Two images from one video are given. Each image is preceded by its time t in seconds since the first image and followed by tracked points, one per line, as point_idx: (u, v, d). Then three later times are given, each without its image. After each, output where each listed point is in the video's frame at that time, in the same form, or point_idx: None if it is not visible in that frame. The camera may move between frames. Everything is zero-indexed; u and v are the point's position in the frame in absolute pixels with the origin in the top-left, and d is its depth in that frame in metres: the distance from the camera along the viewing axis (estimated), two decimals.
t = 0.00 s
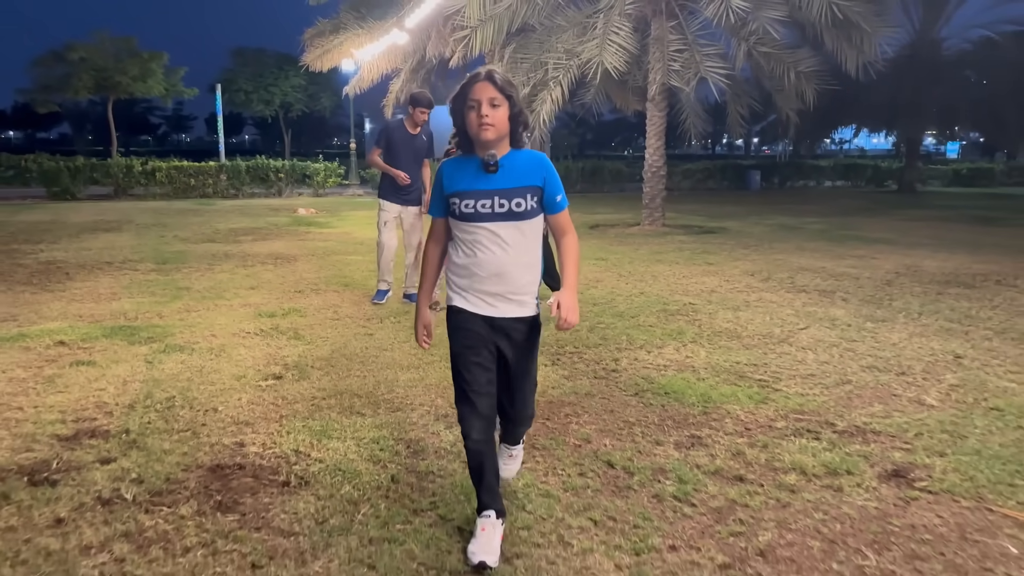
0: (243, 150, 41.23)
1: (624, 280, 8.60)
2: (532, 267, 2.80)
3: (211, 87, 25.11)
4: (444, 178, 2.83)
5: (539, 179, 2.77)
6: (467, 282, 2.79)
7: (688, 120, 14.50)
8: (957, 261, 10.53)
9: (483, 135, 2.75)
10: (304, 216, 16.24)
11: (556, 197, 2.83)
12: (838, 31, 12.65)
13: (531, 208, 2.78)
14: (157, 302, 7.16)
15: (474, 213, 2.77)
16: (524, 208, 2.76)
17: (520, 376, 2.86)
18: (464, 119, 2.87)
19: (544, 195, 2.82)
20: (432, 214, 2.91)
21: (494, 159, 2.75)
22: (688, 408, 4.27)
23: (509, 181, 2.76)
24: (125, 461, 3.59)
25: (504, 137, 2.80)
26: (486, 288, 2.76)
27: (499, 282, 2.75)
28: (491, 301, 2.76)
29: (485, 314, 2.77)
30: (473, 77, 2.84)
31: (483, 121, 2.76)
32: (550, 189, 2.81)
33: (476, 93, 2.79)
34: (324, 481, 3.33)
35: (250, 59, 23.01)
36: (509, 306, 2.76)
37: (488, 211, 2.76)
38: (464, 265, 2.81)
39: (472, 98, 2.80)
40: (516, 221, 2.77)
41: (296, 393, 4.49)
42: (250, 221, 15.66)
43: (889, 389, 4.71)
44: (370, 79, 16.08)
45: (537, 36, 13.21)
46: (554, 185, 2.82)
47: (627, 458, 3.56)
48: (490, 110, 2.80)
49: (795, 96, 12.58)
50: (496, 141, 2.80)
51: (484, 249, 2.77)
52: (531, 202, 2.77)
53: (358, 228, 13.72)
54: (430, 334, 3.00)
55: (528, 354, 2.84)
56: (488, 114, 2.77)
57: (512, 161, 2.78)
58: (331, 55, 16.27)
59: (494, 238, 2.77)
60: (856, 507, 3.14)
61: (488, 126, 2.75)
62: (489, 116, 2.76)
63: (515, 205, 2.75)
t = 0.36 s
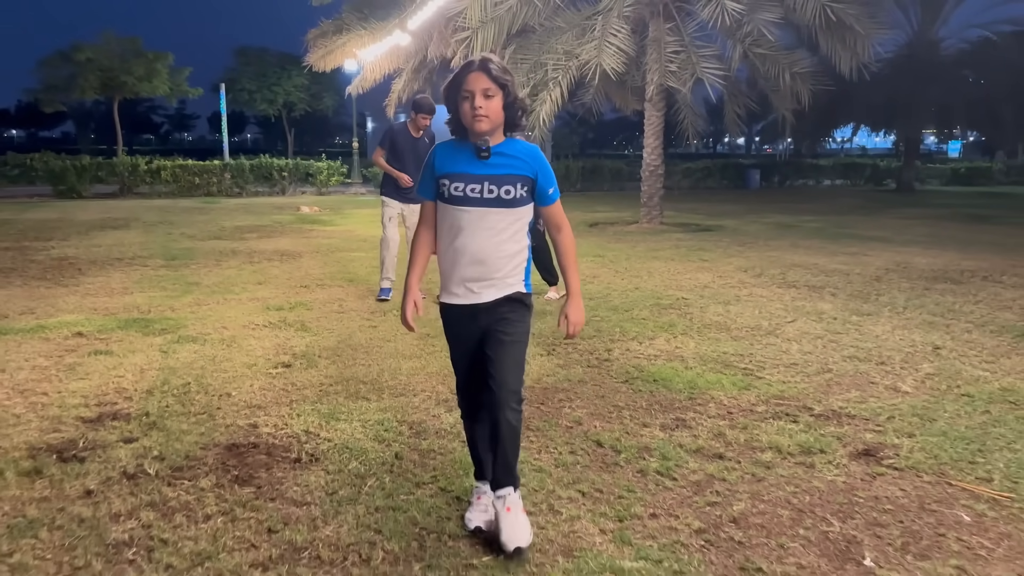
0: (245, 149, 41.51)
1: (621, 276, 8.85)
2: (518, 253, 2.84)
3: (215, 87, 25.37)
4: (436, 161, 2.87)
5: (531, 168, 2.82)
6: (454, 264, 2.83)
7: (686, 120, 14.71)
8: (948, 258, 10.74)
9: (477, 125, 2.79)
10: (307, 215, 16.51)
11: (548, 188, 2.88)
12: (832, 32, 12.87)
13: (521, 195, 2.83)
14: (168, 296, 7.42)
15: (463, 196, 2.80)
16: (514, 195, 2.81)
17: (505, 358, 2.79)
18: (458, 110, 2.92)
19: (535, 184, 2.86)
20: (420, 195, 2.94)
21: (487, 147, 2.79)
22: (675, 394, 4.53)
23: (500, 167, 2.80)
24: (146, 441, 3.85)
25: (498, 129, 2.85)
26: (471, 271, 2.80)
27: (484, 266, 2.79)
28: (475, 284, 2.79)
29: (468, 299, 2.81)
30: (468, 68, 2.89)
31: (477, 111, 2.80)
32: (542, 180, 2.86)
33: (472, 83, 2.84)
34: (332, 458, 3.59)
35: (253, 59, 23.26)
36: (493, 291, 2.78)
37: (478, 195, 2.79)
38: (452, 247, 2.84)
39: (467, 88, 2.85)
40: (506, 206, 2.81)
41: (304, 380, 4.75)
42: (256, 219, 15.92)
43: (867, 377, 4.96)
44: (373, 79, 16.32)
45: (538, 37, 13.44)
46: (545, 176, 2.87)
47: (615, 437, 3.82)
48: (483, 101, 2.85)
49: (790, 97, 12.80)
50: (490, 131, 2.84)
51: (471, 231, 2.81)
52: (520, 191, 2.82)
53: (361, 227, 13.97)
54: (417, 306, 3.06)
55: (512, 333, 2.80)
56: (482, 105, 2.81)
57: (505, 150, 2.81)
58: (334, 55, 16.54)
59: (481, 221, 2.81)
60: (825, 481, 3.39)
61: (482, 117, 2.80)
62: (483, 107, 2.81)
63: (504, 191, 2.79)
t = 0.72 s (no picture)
0: (251, 150, 41.93)
1: (619, 273, 9.13)
2: (512, 279, 2.74)
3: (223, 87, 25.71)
4: (429, 182, 2.75)
5: (526, 198, 2.70)
6: (446, 289, 2.74)
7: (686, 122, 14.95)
8: (940, 257, 10.99)
9: (475, 145, 2.68)
10: (313, 214, 16.81)
11: (541, 214, 2.78)
12: (828, 35, 13.11)
13: (513, 222, 2.72)
14: (181, 290, 7.72)
15: (455, 221, 2.70)
16: (507, 224, 2.70)
17: (495, 383, 2.71)
18: (456, 131, 2.81)
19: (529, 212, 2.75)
20: (408, 211, 2.80)
21: (484, 171, 2.68)
22: (664, 380, 4.82)
23: (494, 194, 2.68)
24: (169, 420, 4.13)
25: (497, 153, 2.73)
26: (464, 297, 2.70)
27: (477, 293, 2.69)
28: (468, 311, 2.70)
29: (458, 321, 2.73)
30: (469, 87, 2.80)
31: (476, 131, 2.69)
32: (536, 207, 2.74)
33: (473, 104, 2.75)
34: (342, 435, 3.87)
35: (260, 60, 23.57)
36: (484, 315, 2.68)
37: (471, 221, 2.69)
38: (444, 269, 2.75)
39: (468, 109, 2.76)
40: (498, 234, 2.71)
41: (315, 366, 5.04)
42: (263, 218, 16.24)
43: (846, 365, 5.25)
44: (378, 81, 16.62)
45: (540, 40, 13.72)
46: (540, 203, 2.75)
47: (605, 417, 4.11)
48: (483, 122, 2.75)
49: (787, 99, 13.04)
50: (487, 153, 2.73)
51: (463, 257, 2.70)
52: (513, 218, 2.71)
53: (365, 226, 14.27)
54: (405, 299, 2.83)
55: (503, 358, 2.72)
56: (482, 126, 2.71)
57: (502, 177, 2.69)
58: (341, 57, 16.86)
59: (473, 247, 2.71)
60: (799, 457, 3.65)
61: (481, 138, 2.68)
62: (482, 128, 2.70)
63: (497, 219, 2.69)
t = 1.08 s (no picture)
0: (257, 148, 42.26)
1: (619, 268, 9.38)
2: (509, 269, 2.83)
3: (231, 86, 26.01)
4: (426, 171, 2.84)
5: (523, 185, 2.79)
6: (444, 280, 2.81)
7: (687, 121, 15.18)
8: (934, 254, 11.19)
9: (471, 133, 2.78)
10: (320, 211, 17.08)
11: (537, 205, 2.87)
12: (826, 36, 13.34)
13: (511, 211, 2.80)
14: (194, 283, 8.01)
15: (453, 210, 2.77)
16: (504, 212, 2.78)
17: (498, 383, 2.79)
18: (451, 119, 2.90)
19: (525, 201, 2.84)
20: (408, 203, 2.90)
21: (481, 159, 2.77)
22: (656, 366, 5.09)
23: (491, 182, 2.77)
24: (190, 400, 4.42)
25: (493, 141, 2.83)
26: (463, 287, 2.77)
27: (476, 282, 2.76)
28: (467, 300, 2.77)
29: (460, 314, 2.79)
30: (462, 76, 2.87)
31: (471, 119, 2.79)
32: (532, 196, 2.84)
33: (467, 92, 2.83)
34: (352, 413, 4.15)
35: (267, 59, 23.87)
36: (485, 307, 2.75)
37: (469, 209, 2.76)
38: (441, 260, 2.81)
39: (462, 98, 2.84)
40: (496, 223, 2.78)
41: (325, 353, 5.32)
42: (271, 215, 16.53)
43: (831, 354, 5.51)
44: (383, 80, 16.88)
45: (543, 40, 13.98)
46: (535, 192, 2.85)
47: (599, 399, 4.39)
48: (477, 109, 2.83)
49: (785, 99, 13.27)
50: (483, 141, 2.82)
51: (461, 247, 2.77)
52: (511, 207, 2.79)
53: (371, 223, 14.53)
54: (398, 320, 3.06)
55: (505, 358, 2.79)
56: (476, 114, 2.80)
57: (499, 164, 2.79)
58: (346, 56, 17.14)
59: (470, 236, 2.77)
60: (777, 434, 3.92)
61: (476, 126, 2.78)
62: (477, 116, 2.80)
63: (495, 208, 2.76)
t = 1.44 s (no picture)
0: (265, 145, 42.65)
1: (620, 262, 9.64)
2: (506, 250, 2.81)
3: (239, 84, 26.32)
4: (420, 157, 2.82)
5: (513, 162, 2.75)
6: (442, 263, 2.79)
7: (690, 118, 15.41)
8: (929, 249, 11.41)
9: (458, 117, 2.75)
10: (327, 206, 17.39)
11: (531, 181, 2.80)
12: (824, 35, 13.56)
13: (506, 189, 2.76)
14: (209, 275, 8.31)
15: (448, 193, 2.75)
16: (498, 192, 2.75)
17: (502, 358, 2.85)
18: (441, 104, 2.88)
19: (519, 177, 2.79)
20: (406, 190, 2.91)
21: (471, 141, 2.74)
22: (651, 352, 5.35)
23: (483, 164, 2.74)
24: (211, 381, 4.69)
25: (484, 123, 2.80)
26: (460, 270, 2.76)
27: (473, 265, 2.75)
28: (465, 284, 2.77)
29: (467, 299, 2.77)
30: (451, 59, 2.85)
31: (459, 102, 2.76)
32: (525, 172, 2.78)
33: (454, 75, 2.81)
34: (363, 393, 4.43)
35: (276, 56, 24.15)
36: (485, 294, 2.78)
37: (462, 191, 2.74)
38: (439, 245, 2.80)
39: (450, 82, 2.82)
40: (490, 204, 2.75)
41: (337, 339, 5.60)
42: (279, 211, 16.84)
43: (819, 341, 5.76)
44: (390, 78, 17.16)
45: (547, 39, 14.22)
46: (529, 168, 2.79)
47: (595, 381, 4.66)
48: (465, 92, 2.81)
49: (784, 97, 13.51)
50: (473, 124, 2.80)
51: (458, 230, 2.76)
52: (505, 185, 2.75)
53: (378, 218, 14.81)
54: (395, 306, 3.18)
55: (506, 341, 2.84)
56: (465, 97, 2.77)
57: (489, 145, 2.75)
58: (353, 54, 17.43)
59: (466, 218, 2.76)
60: (762, 412, 4.18)
61: (464, 109, 2.76)
62: (465, 99, 2.77)
63: (489, 188, 2.74)
